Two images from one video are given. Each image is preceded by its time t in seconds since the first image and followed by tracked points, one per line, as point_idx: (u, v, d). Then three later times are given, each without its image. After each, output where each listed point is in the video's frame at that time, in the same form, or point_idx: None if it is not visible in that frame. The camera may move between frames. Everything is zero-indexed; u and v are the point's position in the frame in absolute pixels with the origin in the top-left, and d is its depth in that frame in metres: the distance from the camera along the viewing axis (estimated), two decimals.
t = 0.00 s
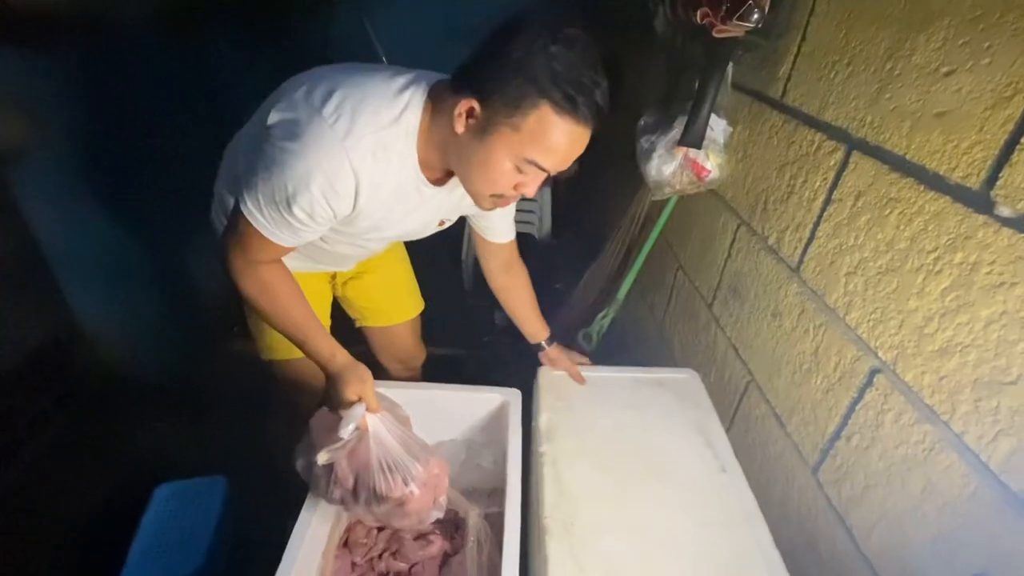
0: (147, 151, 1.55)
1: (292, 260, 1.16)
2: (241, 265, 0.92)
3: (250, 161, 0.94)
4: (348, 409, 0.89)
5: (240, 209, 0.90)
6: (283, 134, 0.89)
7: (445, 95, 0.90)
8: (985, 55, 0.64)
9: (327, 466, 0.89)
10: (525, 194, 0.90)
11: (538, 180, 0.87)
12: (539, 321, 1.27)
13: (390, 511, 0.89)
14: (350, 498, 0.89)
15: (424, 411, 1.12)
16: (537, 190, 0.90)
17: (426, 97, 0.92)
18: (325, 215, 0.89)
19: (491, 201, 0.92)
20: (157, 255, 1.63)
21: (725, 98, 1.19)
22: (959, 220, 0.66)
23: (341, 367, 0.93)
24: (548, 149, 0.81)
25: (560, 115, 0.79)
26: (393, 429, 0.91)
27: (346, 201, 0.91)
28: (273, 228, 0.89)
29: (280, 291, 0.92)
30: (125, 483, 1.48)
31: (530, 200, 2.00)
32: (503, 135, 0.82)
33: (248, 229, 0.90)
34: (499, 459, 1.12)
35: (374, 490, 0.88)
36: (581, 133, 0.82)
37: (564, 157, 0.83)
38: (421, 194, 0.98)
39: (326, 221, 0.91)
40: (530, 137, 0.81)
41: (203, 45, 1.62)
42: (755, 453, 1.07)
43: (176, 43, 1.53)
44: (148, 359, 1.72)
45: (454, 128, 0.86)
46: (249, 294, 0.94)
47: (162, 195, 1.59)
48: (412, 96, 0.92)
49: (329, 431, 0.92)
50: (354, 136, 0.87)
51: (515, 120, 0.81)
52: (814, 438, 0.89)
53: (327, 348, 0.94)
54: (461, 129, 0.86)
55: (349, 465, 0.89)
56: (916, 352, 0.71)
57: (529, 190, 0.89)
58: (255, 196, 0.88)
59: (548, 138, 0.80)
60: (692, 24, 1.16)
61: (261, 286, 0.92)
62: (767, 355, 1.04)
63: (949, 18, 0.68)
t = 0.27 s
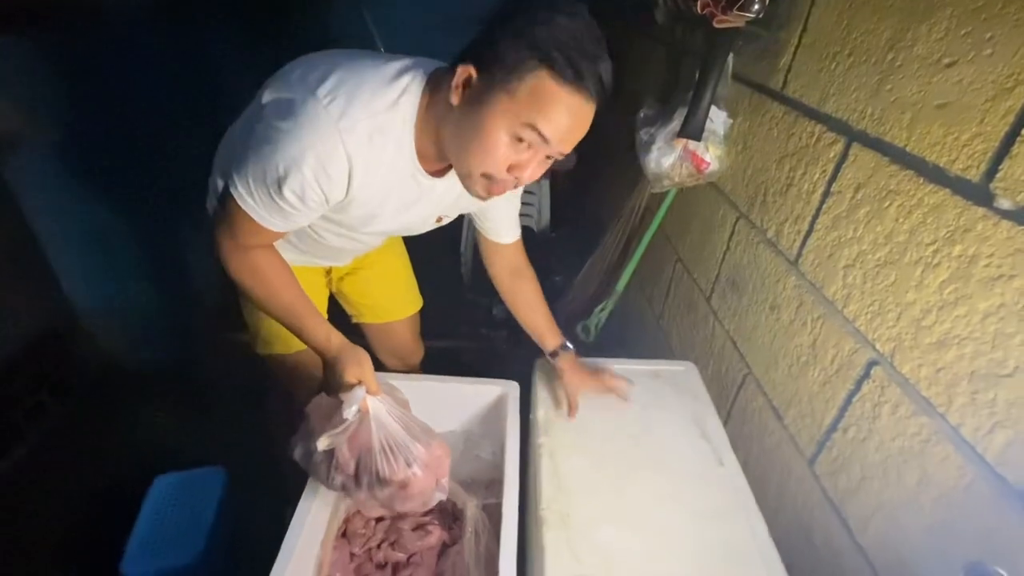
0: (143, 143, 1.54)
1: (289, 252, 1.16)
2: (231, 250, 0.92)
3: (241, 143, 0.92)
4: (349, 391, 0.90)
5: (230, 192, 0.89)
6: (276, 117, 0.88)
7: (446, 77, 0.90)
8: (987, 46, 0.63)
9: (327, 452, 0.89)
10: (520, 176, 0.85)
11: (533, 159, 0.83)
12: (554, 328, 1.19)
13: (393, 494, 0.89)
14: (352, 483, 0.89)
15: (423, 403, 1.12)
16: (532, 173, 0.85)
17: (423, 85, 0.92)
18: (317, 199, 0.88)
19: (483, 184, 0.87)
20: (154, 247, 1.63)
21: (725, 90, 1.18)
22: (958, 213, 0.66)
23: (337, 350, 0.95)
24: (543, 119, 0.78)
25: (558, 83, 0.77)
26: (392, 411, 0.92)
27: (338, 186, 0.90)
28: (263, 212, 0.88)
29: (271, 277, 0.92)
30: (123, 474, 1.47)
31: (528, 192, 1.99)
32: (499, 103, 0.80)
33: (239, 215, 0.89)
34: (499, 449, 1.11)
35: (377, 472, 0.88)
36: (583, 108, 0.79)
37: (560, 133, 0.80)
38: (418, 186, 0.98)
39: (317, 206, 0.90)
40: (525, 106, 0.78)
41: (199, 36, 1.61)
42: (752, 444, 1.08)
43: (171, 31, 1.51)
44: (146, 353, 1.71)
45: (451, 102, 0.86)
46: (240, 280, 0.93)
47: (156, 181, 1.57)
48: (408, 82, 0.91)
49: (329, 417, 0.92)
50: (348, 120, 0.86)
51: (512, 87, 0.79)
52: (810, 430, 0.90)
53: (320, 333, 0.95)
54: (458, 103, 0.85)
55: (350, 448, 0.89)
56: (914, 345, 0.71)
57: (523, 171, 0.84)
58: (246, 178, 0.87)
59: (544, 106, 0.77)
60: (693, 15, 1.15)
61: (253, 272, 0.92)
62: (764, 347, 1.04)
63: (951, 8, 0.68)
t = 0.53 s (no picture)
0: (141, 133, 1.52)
1: (288, 244, 1.16)
2: (208, 214, 0.86)
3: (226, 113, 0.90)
4: (336, 349, 0.86)
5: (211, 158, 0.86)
6: (263, 85, 0.87)
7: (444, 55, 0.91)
8: (995, 35, 0.63)
9: (323, 424, 0.88)
10: (515, 145, 0.82)
11: (530, 125, 0.81)
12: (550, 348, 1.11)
13: (394, 460, 0.90)
14: (351, 452, 0.89)
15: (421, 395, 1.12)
16: (528, 142, 0.82)
17: (419, 68, 0.92)
18: (300, 168, 0.86)
19: (477, 153, 0.85)
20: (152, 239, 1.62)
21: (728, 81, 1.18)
22: (963, 204, 0.65)
23: (322, 312, 0.88)
24: (547, 77, 0.77)
25: (560, 44, 0.77)
26: (387, 375, 0.91)
27: (324, 157, 0.88)
28: (242, 179, 0.84)
29: (251, 243, 0.87)
30: (123, 465, 1.47)
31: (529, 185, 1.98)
32: (498, 63, 0.79)
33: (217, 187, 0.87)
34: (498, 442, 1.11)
35: (376, 438, 0.89)
36: (588, 73, 0.79)
37: (560, 96, 0.79)
38: (417, 171, 0.97)
39: (300, 178, 0.87)
40: (526, 65, 0.78)
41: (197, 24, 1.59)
42: (752, 437, 1.07)
43: (164, 20, 1.49)
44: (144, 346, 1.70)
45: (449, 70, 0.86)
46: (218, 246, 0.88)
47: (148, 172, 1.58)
48: (402, 61, 0.92)
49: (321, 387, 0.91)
50: (339, 90, 0.86)
51: (512, 46, 0.79)
52: (811, 423, 0.90)
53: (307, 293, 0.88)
54: (456, 71, 0.85)
55: (346, 417, 0.89)
56: (917, 338, 0.71)
57: (519, 137, 0.81)
58: (227, 142, 0.84)
59: (545, 64, 0.77)
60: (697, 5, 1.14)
61: (230, 237, 0.86)
62: (765, 340, 1.03)
63: None
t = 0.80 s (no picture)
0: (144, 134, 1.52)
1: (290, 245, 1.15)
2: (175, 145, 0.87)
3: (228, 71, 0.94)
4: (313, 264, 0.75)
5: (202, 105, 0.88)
6: (264, 41, 0.90)
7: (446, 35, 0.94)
8: (1004, 35, 0.62)
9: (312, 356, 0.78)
10: (516, 117, 0.83)
11: (532, 95, 0.82)
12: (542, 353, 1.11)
13: (399, 391, 0.80)
14: (354, 381, 0.79)
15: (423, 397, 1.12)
16: (529, 116, 0.83)
17: (421, 46, 0.94)
18: (289, 121, 0.87)
19: (477, 126, 0.86)
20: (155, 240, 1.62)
21: (733, 84, 1.17)
22: (972, 206, 0.65)
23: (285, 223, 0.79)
24: (551, 49, 0.80)
25: (563, 16, 0.80)
26: (376, 288, 0.81)
27: (315, 115, 0.89)
28: (225, 122, 0.85)
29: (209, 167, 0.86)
30: (123, 467, 1.47)
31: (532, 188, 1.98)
32: (502, 34, 0.82)
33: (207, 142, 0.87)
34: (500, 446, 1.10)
35: (378, 358, 0.80)
36: (591, 45, 0.82)
37: (562, 66, 0.81)
38: (421, 155, 0.98)
39: (287, 130, 0.88)
40: (530, 34, 0.80)
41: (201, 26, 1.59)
42: (756, 441, 1.06)
43: (166, 19, 1.46)
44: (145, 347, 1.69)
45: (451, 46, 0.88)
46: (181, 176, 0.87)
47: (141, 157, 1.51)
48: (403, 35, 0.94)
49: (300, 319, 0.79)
50: (335, 51, 0.88)
51: (516, 17, 0.82)
52: (817, 428, 0.89)
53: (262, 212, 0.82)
54: (459, 46, 0.87)
55: (336, 341, 0.78)
56: (925, 342, 0.70)
57: (520, 109, 0.83)
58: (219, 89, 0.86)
59: (549, 34, 0.80)
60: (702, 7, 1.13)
61: (190, 163, 0.86)
62: (770, 344, 1.03)
63: None
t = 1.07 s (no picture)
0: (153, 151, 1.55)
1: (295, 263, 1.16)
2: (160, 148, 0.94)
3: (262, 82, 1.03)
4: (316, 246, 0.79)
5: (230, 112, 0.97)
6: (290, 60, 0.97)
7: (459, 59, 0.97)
8: (996, 61, 0.64)
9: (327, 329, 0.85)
10: (522, 140, 0.85)
11: (539, 121, 0.84)
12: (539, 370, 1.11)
13: (421, 347, 0.83)
14: (373, 347, 0.83)
15: (425, 413, 1.12)
16: (536, 140, 0.85)
17: (432, 72, 0.98)
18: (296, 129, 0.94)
19: (484, 147, 0.87)
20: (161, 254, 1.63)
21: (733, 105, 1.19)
22: (970, 227, 0.66)
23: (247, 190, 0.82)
24: (560, 78, 0.82)
25: (575, 47, 0.83)
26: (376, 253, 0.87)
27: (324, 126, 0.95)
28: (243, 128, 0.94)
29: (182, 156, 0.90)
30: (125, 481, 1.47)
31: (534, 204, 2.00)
32: (513, 60, 0.84)
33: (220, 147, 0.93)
34: (502, 463, 1.11)
35: (391, 315, 0.84)
36: (598, 74, 0.84)
37: (571, 95, 0.83)
38: (429, 175, 1.01)
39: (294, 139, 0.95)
40: (541, 63, 0.83)
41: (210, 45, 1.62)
42: (759, 458, 1.06)
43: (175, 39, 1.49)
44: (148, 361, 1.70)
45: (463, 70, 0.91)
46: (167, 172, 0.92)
47: (144, 172, 1.49)
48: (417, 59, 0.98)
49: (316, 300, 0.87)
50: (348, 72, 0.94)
51: (527, 45, 0.84)
52: (819, 446, 0.89)
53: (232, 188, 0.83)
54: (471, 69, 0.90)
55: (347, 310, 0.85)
56: (925, 361, 0.70)
57: (527, 133, 0.84)
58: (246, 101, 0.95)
59: (559, 63, 0.82)
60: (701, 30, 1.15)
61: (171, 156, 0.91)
62: (772, 361, 1.03)
63: (961, 25, 0.68)
